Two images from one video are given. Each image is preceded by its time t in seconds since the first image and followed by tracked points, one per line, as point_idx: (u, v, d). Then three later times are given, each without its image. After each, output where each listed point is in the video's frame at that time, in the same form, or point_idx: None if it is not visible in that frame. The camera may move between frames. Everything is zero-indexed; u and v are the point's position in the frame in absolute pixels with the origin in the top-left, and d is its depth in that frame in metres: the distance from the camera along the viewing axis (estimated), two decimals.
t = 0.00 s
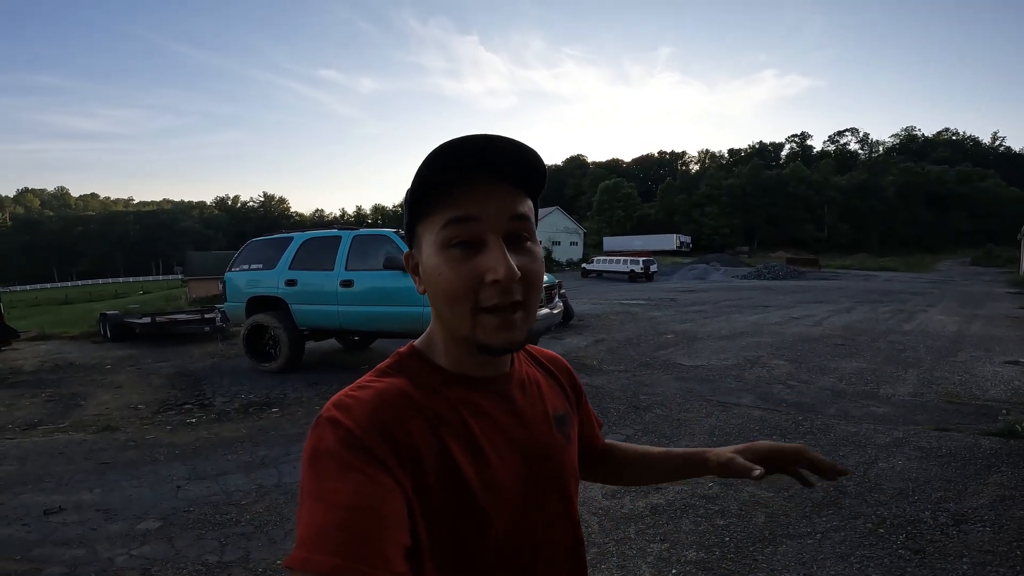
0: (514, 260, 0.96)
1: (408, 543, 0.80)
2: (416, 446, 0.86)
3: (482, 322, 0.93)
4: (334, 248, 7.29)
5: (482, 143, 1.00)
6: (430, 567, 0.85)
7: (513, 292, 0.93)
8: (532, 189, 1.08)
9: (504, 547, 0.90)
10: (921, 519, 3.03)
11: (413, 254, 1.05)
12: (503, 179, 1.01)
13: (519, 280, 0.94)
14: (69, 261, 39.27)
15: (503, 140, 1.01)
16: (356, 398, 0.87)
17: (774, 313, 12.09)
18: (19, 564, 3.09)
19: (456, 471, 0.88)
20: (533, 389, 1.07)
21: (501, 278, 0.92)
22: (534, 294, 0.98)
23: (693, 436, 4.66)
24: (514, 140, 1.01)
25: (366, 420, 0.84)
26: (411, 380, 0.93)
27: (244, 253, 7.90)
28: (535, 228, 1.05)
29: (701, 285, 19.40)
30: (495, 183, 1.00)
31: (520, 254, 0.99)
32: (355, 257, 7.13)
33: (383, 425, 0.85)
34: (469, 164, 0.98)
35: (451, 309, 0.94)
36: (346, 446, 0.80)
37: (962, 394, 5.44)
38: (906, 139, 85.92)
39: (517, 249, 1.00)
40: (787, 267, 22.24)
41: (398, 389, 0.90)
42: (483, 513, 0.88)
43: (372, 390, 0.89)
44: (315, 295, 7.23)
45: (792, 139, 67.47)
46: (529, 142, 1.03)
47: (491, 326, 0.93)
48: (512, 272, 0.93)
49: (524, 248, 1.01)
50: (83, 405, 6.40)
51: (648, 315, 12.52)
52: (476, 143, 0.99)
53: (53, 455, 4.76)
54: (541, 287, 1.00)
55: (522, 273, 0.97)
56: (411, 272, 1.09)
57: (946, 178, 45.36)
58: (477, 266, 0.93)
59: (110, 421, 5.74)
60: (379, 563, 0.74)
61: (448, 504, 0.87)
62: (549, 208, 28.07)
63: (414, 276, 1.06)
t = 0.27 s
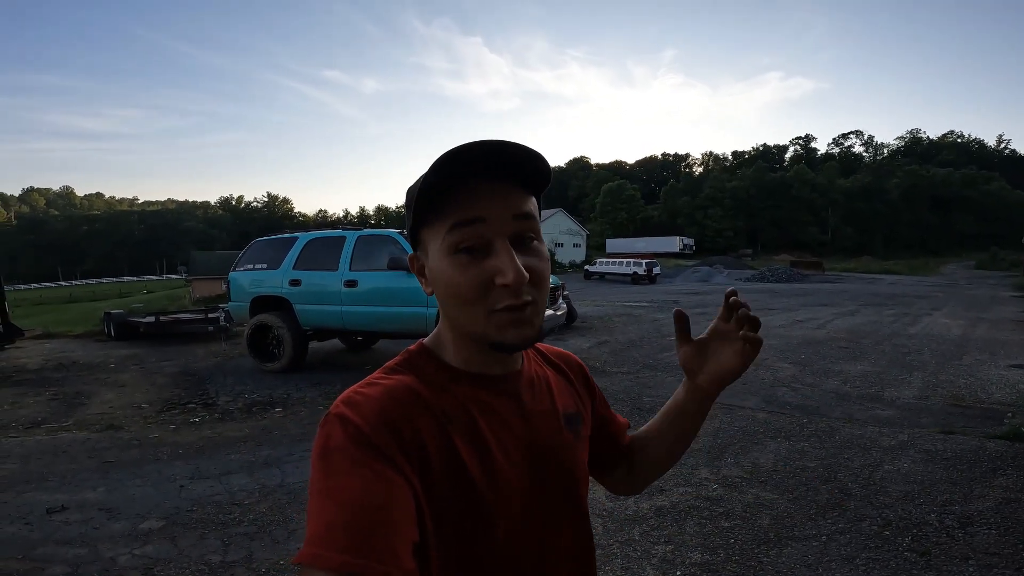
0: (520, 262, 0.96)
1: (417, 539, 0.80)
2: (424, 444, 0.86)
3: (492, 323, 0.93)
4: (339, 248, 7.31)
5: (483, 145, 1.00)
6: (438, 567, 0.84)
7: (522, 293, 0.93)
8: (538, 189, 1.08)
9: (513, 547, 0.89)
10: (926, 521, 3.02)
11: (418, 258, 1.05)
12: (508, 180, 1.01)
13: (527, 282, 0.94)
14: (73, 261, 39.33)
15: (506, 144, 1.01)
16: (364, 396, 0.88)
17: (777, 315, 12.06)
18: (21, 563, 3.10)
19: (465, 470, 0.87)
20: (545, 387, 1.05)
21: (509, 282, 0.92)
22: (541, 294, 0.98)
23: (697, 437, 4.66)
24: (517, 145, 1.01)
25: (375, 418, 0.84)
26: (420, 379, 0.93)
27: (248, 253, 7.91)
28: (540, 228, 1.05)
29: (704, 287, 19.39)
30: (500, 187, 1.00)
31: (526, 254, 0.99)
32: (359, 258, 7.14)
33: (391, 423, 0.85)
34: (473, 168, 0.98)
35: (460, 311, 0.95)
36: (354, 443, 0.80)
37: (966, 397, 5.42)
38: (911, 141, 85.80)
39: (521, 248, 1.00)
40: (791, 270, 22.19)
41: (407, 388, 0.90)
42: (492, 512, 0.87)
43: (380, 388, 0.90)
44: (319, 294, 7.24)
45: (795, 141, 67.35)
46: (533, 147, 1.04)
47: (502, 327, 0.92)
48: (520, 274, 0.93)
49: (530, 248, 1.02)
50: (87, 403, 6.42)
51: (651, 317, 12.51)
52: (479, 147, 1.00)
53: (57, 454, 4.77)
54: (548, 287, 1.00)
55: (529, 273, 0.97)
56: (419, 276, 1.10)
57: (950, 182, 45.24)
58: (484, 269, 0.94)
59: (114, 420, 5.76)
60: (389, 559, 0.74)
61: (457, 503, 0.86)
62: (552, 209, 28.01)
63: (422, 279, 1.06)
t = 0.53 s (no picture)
0: (492, 263, 0.94)
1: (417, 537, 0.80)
2: (421, 444, 0.86)
3: (463, 327, 0.93)
4: (341, 248, 7.31)
5: (451, 145, 0.99)
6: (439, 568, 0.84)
7: (491, 296, 0.92)
8: (525, 182, 1.03)
9: (512, 550, 0.88)
10: (931, 521, 3.02)
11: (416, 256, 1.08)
12: (482, 178, 0.98)
13: (499, 285, 0.92)
14: (75, 260, 39.33)
15: (478, 142, 0.98)
16: (362, 395, 0.88)
17: (779, 315, 12.07)
18: (24, 564, 3.10)
19: (460, 472, 0.87)
20: (550, 386, 1.04)
21: (474, 285, 0.91)
22: (521, 296, 0.95)
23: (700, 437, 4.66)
24: (486, 142, 0.97)
25: (370, 418, 0.84)
26: (418, 379, 0.92)
27: (250, 253, 7.92)
28: (530, 223, 1.01)
29: (705, 287, 19.39)
30: (475, 185, 0.98)
31: (506, 254, 0.96)
32: (361, 257, 7.14)
33: (388, 424, 0.84)
34: (443, 169, 0.98)
35: (439, 313, 0.96)
36: (351, 441, 0.80)
37: (969, 397, 5.42)
38: (912, 141, 85.81)
39: (505, 247, 0.97)
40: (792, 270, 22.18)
41: (406, 388, 0.90)
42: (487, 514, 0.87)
43: (380, 387, 0.90)
44: (321, 294, 7.24)
45: (796, 141, 67.34)
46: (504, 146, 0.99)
47: (470, 331, 0.92)
48: (486, 277, 0.91)
49: (515, 246, 0.98)
50: (88, 403, 6.42)
51: (653, 317, 12.51)
52: (450, 146, 0.98)
53: (59, 454, 4.78)
54: (529, 287, 0.96)
55: (504, 275, 0.94)
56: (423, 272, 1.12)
57: (951, 182, 45.24)
58: (454, 273, 0.94)
59: (116, 420, 5.76)
60: (394, 556, 0.73)
61: (453, 504, 0.86)
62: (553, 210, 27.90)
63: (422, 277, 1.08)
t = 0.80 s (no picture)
0: (500, 260, 0.95)
1: (417, 531, 0.81)
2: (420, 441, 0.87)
3: (471, 323, 0.94)
4: (342, 247, 7.32)
5: (455, 140, 0.99)
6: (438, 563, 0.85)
7: (501, 292, 0.93)
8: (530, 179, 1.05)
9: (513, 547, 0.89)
10: (933, 519, 3.04)
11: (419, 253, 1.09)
12: (489, 175, 0.99)
13: (505, 282, 0.93)
14: (76, 260, 39.36)
15: (489, 139, 0.99)
16: (362, 393, 0.90)
17: (780, 315, 12.08)
18: (28, 563, 3.12)
19: (458, 469, 0.88)
20: (551, 386, 1.04)
21: (484, 282, 0.92)
22: (528, 293, 0.96)
23: (702, 436, 4.68)
24: (496, 138, 0.98)
25: (368, 414, 0.85)
26: (417, 376, 0.94)
27: (252, 252, 7.93)
28: (534, 221, 1.02)
29: (706, 286, 19.41)
30: (480, 182, 0.99)
31: (513, 251, 0.97)
32: (363, 256, 7.15)
33: (387, 422, 0.86)
34: (449, 165, 0.98)
35: (444, 310, 0.97)
36: (350, 438, 0.82)
37: (970, 396, 5.44)
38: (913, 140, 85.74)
39: (511, 244, 0.98)
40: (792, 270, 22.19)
41: (404, 386, 0.91)
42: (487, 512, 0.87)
43: (380, 386, 0.91)
44: (323, 293, 7.25)
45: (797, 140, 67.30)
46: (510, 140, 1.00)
47: (480, 327, 0.93)
48: (496, 274, 0.93)
49: (521, 243, 0.99)
50: (91, 402, 6.44)
51: (654, 316, 12.53)
52: (458, 141, 0.99)
53: (62, 452, 4.79)
54: (537, 284, 0.97)
55: (512, 271, 0.95)
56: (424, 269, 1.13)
57: (952, 181, 45.24)
58: (462, 269, 0.95)
59: (118, 419, 5.78)
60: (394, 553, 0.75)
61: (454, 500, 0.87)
62: (554, 209, 27.56)
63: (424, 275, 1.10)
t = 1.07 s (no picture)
0: (497, 261, 0.97)
1: (418, 534, 0.83)
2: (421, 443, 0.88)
3: (470, 323, 0.96)
4: (343, 246, 7.34)
5: (453, 143, 1.01)
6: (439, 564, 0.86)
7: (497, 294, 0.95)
8: (526, 183, 1.08)
9: (512, 547, 0.90)
10: (931, 518, 3.06)
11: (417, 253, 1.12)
12: (486, 177, 1.02)
13: (500, 283, 0.96)
14: (77, 260, 39.38)
15: (485, 141, 1.01)
16: (363, 395, 0.91)
17: (780, 314, 12.10)
18: (33, 561, 3.14)
19: (459, 470, 0.89)
20: (548, 388, 1.06)
21: (480, 283, 0.94)
22: (523, 294, 0.99)
23: (702, 435, 4.70)
24: (493, 142, 1.01)
25: (368, 415, 0.87)
26: (417, 378, 0.95)
27: (253, 251, 7.96)
28: (530, 223, 1.05)
29: (706, 286, 19.43)
30: (477, 184, 1.01)
31: (509, 253, 1.00)
32: (364, 256, 7.18)
33: (389, 422, 0.87)
34: (447, 167, 1.01)
35: (442, 310, 0.99)
36: (352, 440, 0.83)
37: (970, 396, 5.46)
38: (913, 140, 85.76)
39: (508, 246, 1.01)
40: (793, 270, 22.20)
41: (405, 386, 0.93)
42: (487, 511, 0.89)
43: (381, 387, 0.92)
44: (324, 292, 7.28)
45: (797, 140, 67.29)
46: (505, 142, 1.02)
47: (478, 328, 0.95)
48: (492, 274, 0.95)
49: (517, 245, 1.02)
50: (93, 401, 6.47)
51: (654, 316, 12.56)
52: (455, 144, 1.01)
53: (65, 451, 4.82)
54: (531, 285, 1.00)
55: (508, 272, 0.98)
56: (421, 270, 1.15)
57: (952, 181, 45.24)
58: (460, 270, 0.98)
59: (121, 418, 5.81)
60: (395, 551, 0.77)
61: (455, 499, 0.88)
62: (556, 210, 26.63)
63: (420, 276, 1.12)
